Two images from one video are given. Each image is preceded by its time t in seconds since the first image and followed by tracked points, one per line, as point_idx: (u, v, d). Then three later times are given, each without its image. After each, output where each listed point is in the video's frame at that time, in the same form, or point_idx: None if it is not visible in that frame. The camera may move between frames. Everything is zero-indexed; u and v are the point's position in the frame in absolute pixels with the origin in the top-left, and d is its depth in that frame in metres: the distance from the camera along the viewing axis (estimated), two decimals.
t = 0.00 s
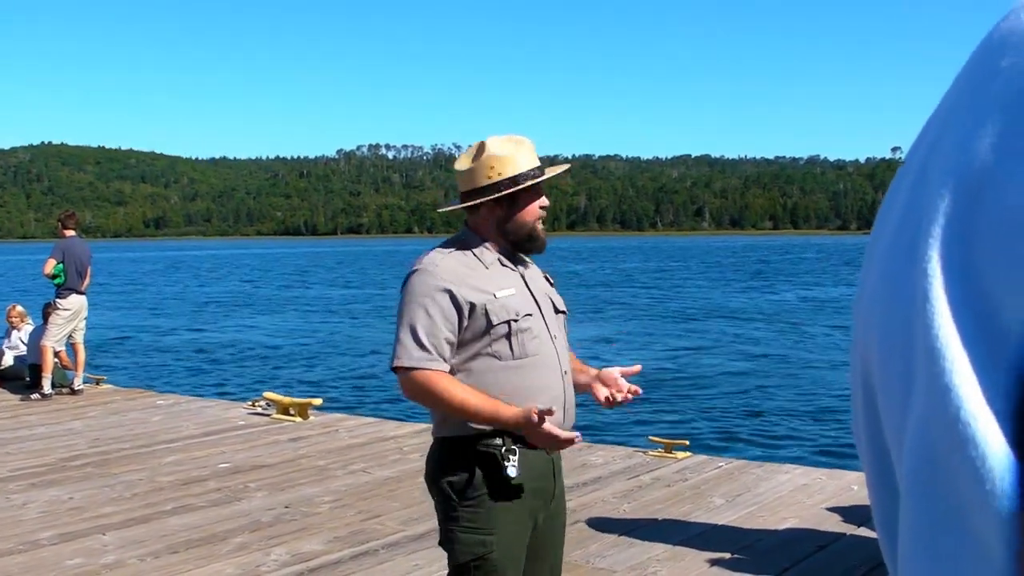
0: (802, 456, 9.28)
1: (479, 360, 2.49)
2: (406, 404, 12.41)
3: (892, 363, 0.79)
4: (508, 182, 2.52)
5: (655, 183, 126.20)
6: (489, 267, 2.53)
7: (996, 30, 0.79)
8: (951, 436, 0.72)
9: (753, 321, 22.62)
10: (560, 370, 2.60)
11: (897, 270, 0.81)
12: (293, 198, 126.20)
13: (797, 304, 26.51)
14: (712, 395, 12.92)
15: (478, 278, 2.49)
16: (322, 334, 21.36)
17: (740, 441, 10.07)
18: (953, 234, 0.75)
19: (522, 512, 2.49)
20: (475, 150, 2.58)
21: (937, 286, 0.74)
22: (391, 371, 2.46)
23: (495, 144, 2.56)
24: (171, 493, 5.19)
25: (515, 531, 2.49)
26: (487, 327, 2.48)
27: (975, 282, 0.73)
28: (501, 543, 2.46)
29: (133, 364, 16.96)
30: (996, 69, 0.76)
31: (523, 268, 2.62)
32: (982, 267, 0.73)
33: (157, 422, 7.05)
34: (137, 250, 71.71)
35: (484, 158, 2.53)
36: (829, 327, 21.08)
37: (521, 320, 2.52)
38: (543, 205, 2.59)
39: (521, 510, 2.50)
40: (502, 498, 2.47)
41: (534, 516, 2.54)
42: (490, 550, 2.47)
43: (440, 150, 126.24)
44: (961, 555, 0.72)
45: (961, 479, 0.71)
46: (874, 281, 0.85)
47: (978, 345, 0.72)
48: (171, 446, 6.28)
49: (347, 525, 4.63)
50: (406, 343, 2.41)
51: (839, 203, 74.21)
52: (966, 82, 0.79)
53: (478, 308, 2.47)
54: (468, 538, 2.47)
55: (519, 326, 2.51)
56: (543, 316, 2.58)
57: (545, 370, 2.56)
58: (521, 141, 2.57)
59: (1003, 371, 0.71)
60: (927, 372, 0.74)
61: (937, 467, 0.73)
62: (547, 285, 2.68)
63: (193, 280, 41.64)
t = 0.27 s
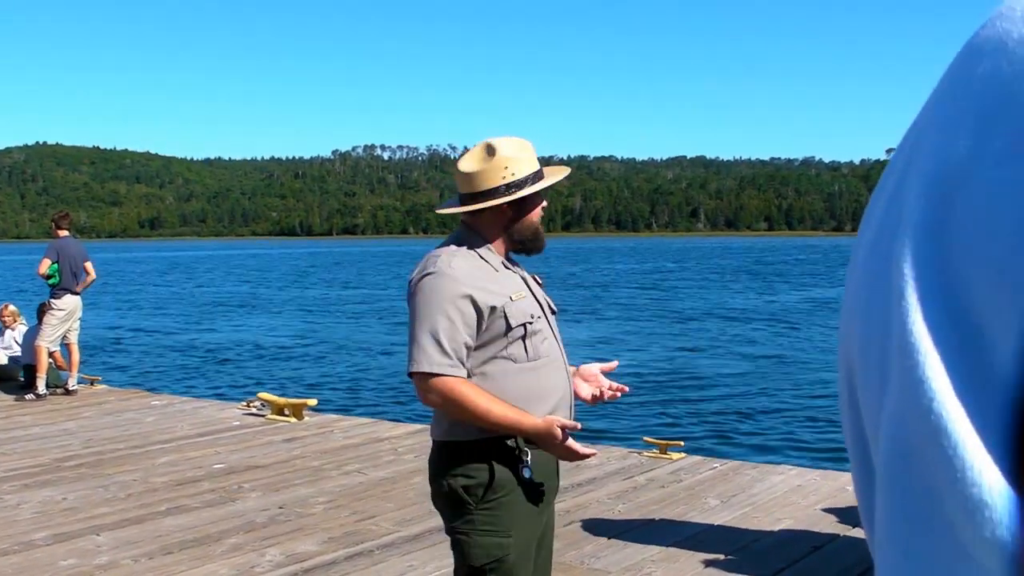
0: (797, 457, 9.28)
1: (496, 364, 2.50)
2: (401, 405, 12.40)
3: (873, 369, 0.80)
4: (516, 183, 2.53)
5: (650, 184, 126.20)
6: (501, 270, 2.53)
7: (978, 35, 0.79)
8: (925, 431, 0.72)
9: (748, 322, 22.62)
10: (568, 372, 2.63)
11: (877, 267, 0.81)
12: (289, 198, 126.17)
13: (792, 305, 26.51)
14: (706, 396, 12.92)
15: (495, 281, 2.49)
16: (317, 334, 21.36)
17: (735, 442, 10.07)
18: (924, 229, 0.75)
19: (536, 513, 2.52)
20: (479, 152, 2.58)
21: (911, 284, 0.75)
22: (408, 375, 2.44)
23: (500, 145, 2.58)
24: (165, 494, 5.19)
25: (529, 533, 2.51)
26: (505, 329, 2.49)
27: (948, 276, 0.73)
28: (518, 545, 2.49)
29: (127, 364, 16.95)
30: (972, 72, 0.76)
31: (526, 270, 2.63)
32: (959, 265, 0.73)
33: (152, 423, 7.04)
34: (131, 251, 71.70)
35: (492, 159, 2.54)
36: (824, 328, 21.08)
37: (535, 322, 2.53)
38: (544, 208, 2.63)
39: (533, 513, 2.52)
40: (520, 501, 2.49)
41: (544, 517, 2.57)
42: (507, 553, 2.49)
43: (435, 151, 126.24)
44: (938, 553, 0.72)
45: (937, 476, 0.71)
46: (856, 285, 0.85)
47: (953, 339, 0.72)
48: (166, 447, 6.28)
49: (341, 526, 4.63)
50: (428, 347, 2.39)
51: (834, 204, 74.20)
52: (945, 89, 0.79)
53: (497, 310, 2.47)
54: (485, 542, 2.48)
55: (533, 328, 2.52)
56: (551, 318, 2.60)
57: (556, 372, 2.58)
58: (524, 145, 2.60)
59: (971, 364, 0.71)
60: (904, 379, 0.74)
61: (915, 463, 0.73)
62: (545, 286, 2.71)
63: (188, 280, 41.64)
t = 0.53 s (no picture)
0: (793, 453, 9.29)
1: (506, 359, 2.50)
2: (397, 403, 12.41)
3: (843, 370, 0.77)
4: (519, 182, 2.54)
5: (646, 181, 126.23)
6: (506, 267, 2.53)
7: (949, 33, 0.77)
8: (895, 426, 0.69)
9: (745, 319, 22.63)
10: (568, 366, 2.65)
11: (844, 271, 0.80)
12: (284, 196, 126.15)
13: (788, 302, 26.53)
14: (702, 393, 12.93)
15: (501, 277, 2.49)
16: (313, 332, 21.35)
17: (731, 439, 10.08)
18: (887, 232, 0.73)
19: (542, 509, 2.55)
20: (482, 150, 2.57)
21: (878, 285, 0.72)
22: (423, 374, 2.41)
23: (504, 144, 2.58)
24: (161, 492, 5.18)
25: (536, 528, 2.53)
26: (513, 324, 2.49)
27: (915, 275, 0.71)
28: (527, 542, 2.51)
29: (123, 363, 16.94)
30: (939, 70, 0.75)
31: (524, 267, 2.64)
32: (926, 264, 0.71)
33: (147, 421, 7.04)
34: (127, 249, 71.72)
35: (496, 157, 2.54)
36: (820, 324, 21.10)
37: (538, 316, 2.54)
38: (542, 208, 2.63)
39: (539, 508, 2.54)
40: (530, 497, 2.51)
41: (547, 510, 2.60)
42: (516, 549, 2.51)
43: (431, 149, 126.24)
44: (915, 559, 0.69)
45: (909, 476, 0.69)
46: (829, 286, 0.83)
47: (921, 336, 0.70)
48: (161, 445, 6.27)
49: (337, 524, 4.63)
50: (444, 344, 2.37)
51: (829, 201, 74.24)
52: (914, 88, 0.77)
53: (506, 305, 2.47)
54: (495, 540, 2.49)
55: (538, 322, 2.53)
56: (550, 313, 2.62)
57: (558, 365, 2.60)
58: (526, 145, 2.60)
59: (941, 363, 0.69)
60: (873, 380, 0.71)
61: (889, 462, 0.70)
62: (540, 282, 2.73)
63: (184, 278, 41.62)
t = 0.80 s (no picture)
0: (795, 451, 9.29)
1: (508, 358, 2.49)
2: (399, 401, 12.40)
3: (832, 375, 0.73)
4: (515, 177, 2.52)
5: (648, 179, 126.22)
6: (504, 265, 2.52)
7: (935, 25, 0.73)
8: (878, 421, 0.66)
9: (746, 317, 22.63)
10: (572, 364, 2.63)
11: (830, 262, 0.75)
12: (286, 194, 126.20)
13: (790, 300, 26.53)
14: (704, 391, 12.93)
15: (502, 275, 2.48)
16: (315, 330, 21.36)
17: (733, 437, 10.08)
18: (869, 227, 0.69)
19: (544, 507, 2.52)
20: (482, 144, 2.57)
21: (860, 279, 0.68)
22: (426, 372, 2.41)
23: (504, 138, 2.57)
24: (162, 490, 5.18)
25: (538, 530, 2.50)
26: (514, 322, 2.48)
27: (897, 268, 0.67)
28: (528, 539, 2.48)
29: (125, 361, 16.94)
30: (925, 59, 0.70)
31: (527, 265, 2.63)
32: (910, 257, 0.67)
33: (149, 420, 7.03)
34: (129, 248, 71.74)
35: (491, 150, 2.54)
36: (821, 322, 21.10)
37: (542, 314, 2.53)
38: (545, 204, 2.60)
39: (542, 509, 2.52)
40: (530, 494, 2.49)
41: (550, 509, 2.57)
42: (517, 547, 2.47)
43: (432, 147, 126.24)
44: (904, 560, 0.65)
45: (893, 473, 0.65)
46: (817, 287, 0.78)
47: (905, 331, 0.66)
48: (163, 444, 6.27)
49: (339, 522, 4.62)
50: (444, 342, 2.37)
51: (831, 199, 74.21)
52: (898, 82, 0.73)
53: (507, 304, 2.46)
54: (495, 537, 2.46)
55: (541, 320, 2.52)
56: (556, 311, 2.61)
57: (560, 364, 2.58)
58: (528, 140, 2.58)
59: (925, 357, 0.65)
60: (859, 383, 0.67)
61: (872, 460, 0.67)
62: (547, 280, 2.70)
63: (186, 276, 41.64)
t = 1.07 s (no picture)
0: (795, 448, 9.30)
1: (497, 355, 2.49)
2: (400, 397, 12.41)
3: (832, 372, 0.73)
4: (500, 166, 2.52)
5: (649, 176, 126.21)
6: (497, 260, 2.52)
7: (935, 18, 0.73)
8: (880, 420, 0.65)
9: (747, 314, 22.64)
10: (569, 364, 2.61)
11: (833, 255, 0.75)
12: (287, 191, 126.23)
13: (791, 297, 26.54)
14: (705, 388, 12.94)
15: (490, 271, 2.48)
16: (316, 326, 21.37)
17: (733, 434, 10.09)
18: (871, 224, 0.69)
19: (536, 503, 2.50)
20: (476, 139, 2.60)
21: (863, 276, 0.68)
22: (411, 367, 2.43)
23: (496, 133, 2.58)
24: (163, 486, 5.18)
25: (528, 527, 2.48)
26: (504, 319, 2.48)
27: (900, 267, 0.67)
28: (518, 535, 2.46)
29: (126, 357, 16.95)
30: (929, 50, 0.70)
31: (526, 261, 2.62)
32: (911, 255, 0.67)
33: (150, 416, 7.03)
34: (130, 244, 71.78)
35: (479, 143, 2.56)
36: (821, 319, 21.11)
37: (535, 312, 2.52)
38: (543, 196, 2.58)
39: (534, 507, 2.50)
40: (520, 489, 2.47)
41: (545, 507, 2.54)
42: (506, 543, 2.45)
43: (433, 143, 126.25)
44: (903, 559, 0.65)
45: (893, 474, 0.65)
46: (815, 282, 0.78)
47: (909, 330, 0.66)
48: (164, 440, 6.27)
49: (339, 518, 4.63)
50: (427, 337, 2.39)
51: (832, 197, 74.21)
52: (899, 74, 0.73)
53: (496, 301, 2.47)
54: (484, 531, 2.45)
55: (534, 318, 2.51)
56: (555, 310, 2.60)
57: (555, 363, 2.57)
58: (521, 131, 2.58)
59: (928, 353, 0.65)
60: (857, 378, 0.67)
61: (872, 460, 0.67)
62: (548, 278, 2.68)
63: (187, 273, 41.67)
